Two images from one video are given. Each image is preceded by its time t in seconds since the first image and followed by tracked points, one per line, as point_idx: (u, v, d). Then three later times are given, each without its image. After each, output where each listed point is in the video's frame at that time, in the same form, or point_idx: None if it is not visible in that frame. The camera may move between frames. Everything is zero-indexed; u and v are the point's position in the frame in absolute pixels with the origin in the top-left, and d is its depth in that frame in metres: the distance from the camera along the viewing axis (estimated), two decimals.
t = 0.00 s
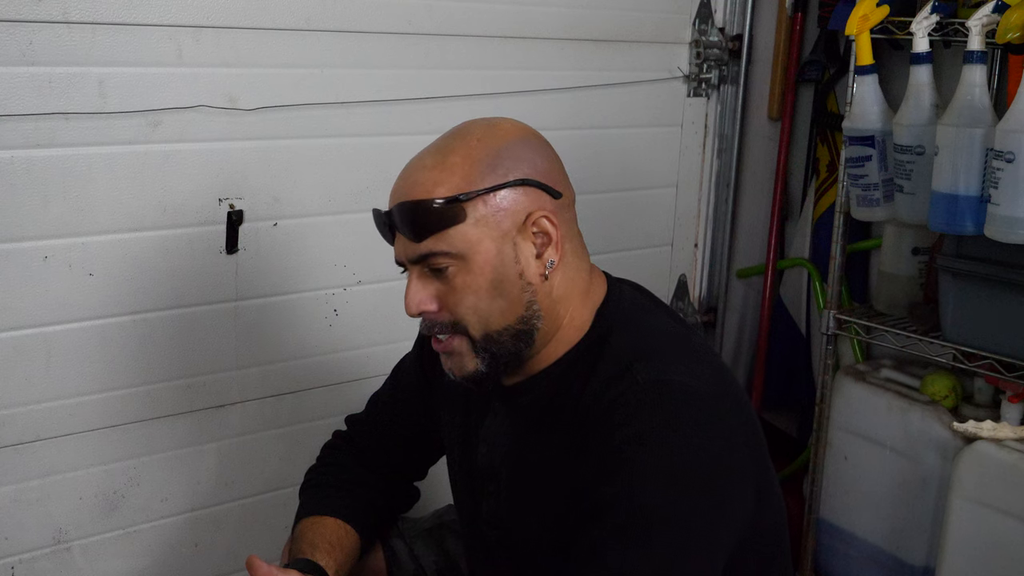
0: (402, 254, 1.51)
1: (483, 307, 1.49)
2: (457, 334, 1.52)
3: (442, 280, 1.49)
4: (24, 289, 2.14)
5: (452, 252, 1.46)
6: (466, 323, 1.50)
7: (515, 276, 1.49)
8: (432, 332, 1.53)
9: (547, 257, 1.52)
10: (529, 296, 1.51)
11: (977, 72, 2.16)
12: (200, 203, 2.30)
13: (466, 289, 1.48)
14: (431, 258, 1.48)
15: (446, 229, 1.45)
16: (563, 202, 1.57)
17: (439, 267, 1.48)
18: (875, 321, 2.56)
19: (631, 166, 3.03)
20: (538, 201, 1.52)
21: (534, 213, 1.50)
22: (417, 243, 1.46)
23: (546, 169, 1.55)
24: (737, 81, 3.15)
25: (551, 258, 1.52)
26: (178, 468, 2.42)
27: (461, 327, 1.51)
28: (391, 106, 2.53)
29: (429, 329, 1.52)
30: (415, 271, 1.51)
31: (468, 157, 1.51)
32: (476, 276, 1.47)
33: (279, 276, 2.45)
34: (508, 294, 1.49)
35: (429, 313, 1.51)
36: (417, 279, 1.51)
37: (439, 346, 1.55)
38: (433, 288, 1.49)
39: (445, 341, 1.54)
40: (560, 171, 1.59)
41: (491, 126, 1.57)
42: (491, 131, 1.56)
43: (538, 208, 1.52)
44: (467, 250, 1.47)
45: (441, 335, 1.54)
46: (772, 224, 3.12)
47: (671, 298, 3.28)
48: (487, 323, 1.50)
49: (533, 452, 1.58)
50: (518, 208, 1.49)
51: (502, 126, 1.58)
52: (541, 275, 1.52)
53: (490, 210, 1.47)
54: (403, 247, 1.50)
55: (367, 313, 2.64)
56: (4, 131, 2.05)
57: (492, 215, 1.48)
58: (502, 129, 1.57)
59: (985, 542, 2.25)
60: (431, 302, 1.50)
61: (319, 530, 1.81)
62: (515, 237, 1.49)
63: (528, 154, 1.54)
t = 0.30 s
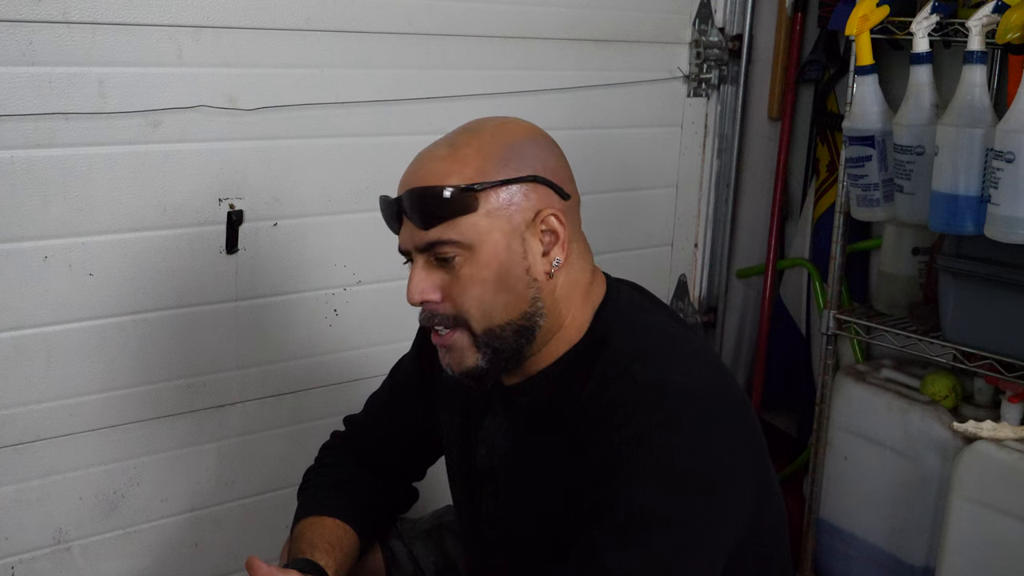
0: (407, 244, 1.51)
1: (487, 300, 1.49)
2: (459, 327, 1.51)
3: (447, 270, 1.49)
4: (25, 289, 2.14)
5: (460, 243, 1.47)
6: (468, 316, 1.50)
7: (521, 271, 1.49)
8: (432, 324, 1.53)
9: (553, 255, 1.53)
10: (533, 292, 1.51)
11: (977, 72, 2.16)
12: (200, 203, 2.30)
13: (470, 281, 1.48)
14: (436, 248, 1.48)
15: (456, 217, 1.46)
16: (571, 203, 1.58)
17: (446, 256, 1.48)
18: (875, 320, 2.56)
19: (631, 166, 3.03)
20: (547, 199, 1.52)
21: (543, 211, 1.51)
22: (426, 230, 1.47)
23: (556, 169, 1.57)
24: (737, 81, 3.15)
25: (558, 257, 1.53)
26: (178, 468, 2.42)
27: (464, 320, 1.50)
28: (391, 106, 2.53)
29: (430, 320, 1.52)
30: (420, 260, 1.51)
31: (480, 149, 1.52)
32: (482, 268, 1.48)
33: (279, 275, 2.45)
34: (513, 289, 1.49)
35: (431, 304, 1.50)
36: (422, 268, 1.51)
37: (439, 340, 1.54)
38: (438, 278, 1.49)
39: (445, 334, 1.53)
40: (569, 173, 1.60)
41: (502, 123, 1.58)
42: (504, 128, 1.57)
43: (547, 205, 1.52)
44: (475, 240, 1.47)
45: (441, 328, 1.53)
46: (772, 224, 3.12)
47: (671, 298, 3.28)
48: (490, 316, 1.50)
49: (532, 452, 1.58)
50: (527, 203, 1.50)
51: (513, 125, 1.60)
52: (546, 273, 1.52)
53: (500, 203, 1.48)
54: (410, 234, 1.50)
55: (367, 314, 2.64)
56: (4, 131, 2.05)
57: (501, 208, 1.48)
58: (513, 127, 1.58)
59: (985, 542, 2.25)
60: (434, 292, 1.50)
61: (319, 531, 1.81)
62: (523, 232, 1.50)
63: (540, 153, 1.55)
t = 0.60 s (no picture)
0: (466, 205, 1.60)
1: (548, 259, 1.59)
2: (518, 289, 1.58)
3: (512, 227, 1.59)
4: (25, 289, 2.14)
5: (525, 203, 1.59)
6: (530, 275, 1.58)
7: (572, 238, 1.63)
8: (490, 286, 1.58)
9: (589, 235, 1.69)
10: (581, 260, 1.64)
11: (977, 72, 2.16)
12: (200, 203, 2.30)
13: (534, 240, 1.58)
14: (500, 207, 1.59)
15: (524, 176, 1.60)
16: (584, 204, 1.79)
17: (511, 212, 1.59)
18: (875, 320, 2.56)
19: (631, 165, 3.03)
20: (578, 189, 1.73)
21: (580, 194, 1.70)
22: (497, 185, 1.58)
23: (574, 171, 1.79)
24: (737, 81, 3.15)
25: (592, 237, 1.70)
26: (178, 468, 2.42)
27: (524, 280, 1.58)
28: (391, 106, 2.53)
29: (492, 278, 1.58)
30: (481, 219, 1.60)
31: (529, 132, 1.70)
32: (544, 227, 1.60)
33: (279, 275, 2.45)
34: (568, 252, 1.62)
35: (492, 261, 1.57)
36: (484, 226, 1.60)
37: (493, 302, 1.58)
38: (501, 237, 1.59)
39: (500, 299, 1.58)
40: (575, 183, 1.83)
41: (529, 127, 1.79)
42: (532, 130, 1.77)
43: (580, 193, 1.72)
44: (537, 201, 1.61)
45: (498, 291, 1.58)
46: (772, 224, 3.12)
47: (671, 298, 3.28)
48: (550, 278, 1.59)
49: (532, 452, 1.58)
50: (569, 183, 1.69)
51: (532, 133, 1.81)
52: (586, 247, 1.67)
53: (553, 175, 1.65)
54: (473, 193, 1.60)
55: (367, 314, 2.64)
56: (5, 131, 2.05)
57: (555, 179, 1.65)
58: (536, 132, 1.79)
59: (985, 542, 2.25)
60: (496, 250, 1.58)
61: (318, 533, 1.80)
62: (569, 206, 1.66)
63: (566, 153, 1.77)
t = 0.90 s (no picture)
0: (432, 231, 1.55)
1: (517, 280, 1.53)
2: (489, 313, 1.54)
3: (478, 252, 1.52)
4: (24, 289, 2.14)
5: (490, 224, 1.51)
6: (499, 298, 1.53)
7: (548, 252, 1.55)
8: (460, 312, 1.55)
9: (573, 238, 1.59)
10: (559, 272, 1.56)
11: (977, 72, 2.16)
12: (200, 203, 2.30)
13: (501, 262, 1.52)
14: (464, 232, 1.52)
15: (489, 198, 1.51)
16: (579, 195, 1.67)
17: (477, 238, 1.52)
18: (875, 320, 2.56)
19: (631, 165, 3.03)
20: (563, 186, 1.60)
21: (563, 195, 1.58)
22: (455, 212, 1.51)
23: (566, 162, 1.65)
24: (737, 82, 3.15)
25: (578, 239, 1.60)
26: (178, 468, 2.42)
27: (494, 304, 1.53)
28: (391, 106, 2.53)
29: (459, 307, 1.54)
30: (447, 246, 1.54)
31: (502, 138, 1.58)
32: (513, 248, 1.52)
33: (279, 275, 2.45)
34: (541, 269, 1.54)
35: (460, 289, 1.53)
36: (450, 253, 1.54)
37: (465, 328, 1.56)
38: (467, 263, 1.53)
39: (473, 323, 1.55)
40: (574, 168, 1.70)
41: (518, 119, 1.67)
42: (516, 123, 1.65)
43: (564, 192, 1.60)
44: (506, 221, 1.52)
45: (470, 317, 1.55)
46: (772, 224, 3.12)
47: (671, 298, 3.28)
48: (519, 299, 1.53)
49: (534, 451, 1.58)
50: (548, 187, 1.57)
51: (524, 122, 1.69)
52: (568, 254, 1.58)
53: (525, 187, 1.54)
54: (437, 220, 1.53)
55: (367, 314, 2.64)
56: (5, 131, 2.05)
57: (527, 190, 1.54)
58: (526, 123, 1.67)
59: (985, 542, 2.25)
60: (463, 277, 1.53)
61: (318, 533, 1.80)
62: (546, 214, 1.56)
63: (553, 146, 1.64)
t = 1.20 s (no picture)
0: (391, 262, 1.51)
1: (470, 313, 1.48)
2: (449, 342, 1.51)
3: (430, 285, 1.49)
4: (24, 289, 2.14)
5: (439, 260, 1.46)
6: (456, 329, 1.50)
7: (501, 281, 1.48)
8: (425, 339, 1.53)
9: (533, 260, 1.50)
10: (515, 300, 1.50)
11: (977, 72, 2.16)
12: (200, 204, 2.30)
13: (454, 295, 1.47)
14: (417, 267, 1.48)
15: (431, 236, 1.45)
16: (554, 205, 1.55)
17: (426, 272, 1.48)
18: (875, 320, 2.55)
19: (631, 165, 3.03)
20: (523, 206, 1.50)
21: (519, 217, 1.49)
22: (404, 250, 1.46)
23: (535, 173, 1.54)
24: (737, 82, 3.15)
25: (538, 261, 1.50)
26: (178, 468, 2.42)
27: (452, 335, 1.50)
28: (391, 106, 2.53)
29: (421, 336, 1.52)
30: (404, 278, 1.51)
31: (454, 162, 1.50)
32: (462, 282, 1.47)
33: (279, 276, 2.45)
34: (494, 299, 1.48)
35: (420, 319, 1.51)
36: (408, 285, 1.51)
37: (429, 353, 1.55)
38: (422, 295, 1.50)
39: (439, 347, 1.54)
40: (553, 173, 1.57)
41: (484, 130, 1.56)
42: (482, 135, 1.55)
43: (525, 211, 1.50)
44: (454, 255, 1.46)
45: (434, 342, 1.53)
46: (772, 225, 3.12)
47: (671, 298, 3.28)
48: (476, 328, 1.50)
49: (535, 451, 1.58)
50: (501, 211, 1.48)
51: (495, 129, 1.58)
52: (528, 280, 1.50)
53: (473, 217, 1.47)
54: (390, 254, 1.50)
55: (367, 314, 2.64)
56: (4, 131, 2.05)
57: (476, 221, 1.47)
58: (495, 132, 1.56)
59: (985, 542, 2.25)
60: (422, 309, 1.50)
61: (319, 534, 1.80)
62: (499, 241, 1.48)
63: (518, 158, 1.53)
